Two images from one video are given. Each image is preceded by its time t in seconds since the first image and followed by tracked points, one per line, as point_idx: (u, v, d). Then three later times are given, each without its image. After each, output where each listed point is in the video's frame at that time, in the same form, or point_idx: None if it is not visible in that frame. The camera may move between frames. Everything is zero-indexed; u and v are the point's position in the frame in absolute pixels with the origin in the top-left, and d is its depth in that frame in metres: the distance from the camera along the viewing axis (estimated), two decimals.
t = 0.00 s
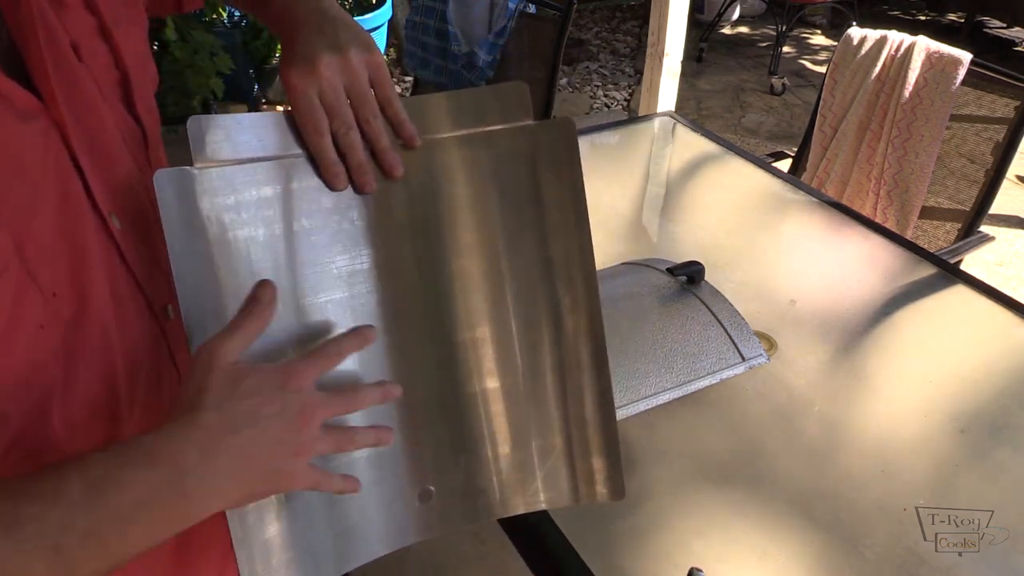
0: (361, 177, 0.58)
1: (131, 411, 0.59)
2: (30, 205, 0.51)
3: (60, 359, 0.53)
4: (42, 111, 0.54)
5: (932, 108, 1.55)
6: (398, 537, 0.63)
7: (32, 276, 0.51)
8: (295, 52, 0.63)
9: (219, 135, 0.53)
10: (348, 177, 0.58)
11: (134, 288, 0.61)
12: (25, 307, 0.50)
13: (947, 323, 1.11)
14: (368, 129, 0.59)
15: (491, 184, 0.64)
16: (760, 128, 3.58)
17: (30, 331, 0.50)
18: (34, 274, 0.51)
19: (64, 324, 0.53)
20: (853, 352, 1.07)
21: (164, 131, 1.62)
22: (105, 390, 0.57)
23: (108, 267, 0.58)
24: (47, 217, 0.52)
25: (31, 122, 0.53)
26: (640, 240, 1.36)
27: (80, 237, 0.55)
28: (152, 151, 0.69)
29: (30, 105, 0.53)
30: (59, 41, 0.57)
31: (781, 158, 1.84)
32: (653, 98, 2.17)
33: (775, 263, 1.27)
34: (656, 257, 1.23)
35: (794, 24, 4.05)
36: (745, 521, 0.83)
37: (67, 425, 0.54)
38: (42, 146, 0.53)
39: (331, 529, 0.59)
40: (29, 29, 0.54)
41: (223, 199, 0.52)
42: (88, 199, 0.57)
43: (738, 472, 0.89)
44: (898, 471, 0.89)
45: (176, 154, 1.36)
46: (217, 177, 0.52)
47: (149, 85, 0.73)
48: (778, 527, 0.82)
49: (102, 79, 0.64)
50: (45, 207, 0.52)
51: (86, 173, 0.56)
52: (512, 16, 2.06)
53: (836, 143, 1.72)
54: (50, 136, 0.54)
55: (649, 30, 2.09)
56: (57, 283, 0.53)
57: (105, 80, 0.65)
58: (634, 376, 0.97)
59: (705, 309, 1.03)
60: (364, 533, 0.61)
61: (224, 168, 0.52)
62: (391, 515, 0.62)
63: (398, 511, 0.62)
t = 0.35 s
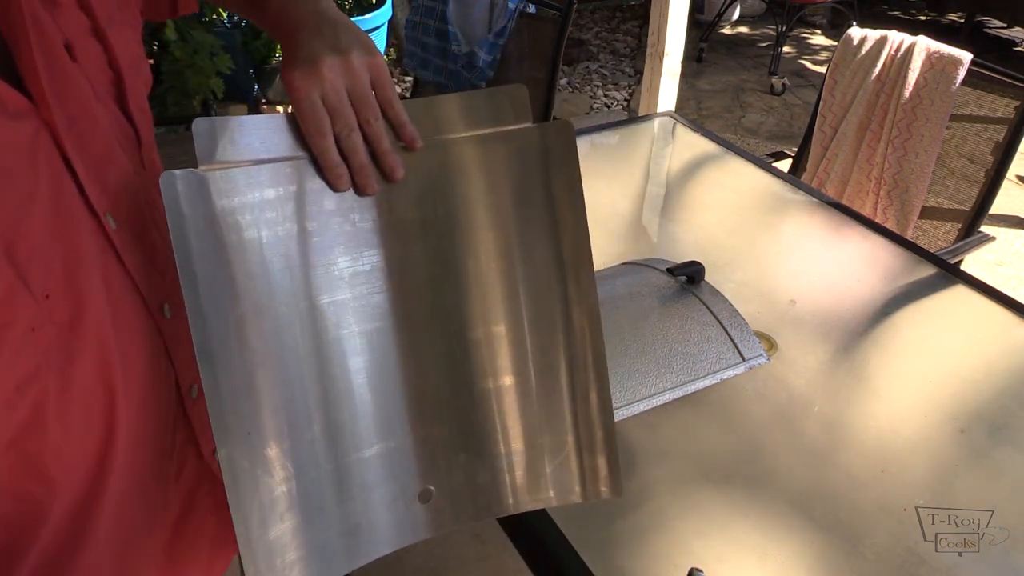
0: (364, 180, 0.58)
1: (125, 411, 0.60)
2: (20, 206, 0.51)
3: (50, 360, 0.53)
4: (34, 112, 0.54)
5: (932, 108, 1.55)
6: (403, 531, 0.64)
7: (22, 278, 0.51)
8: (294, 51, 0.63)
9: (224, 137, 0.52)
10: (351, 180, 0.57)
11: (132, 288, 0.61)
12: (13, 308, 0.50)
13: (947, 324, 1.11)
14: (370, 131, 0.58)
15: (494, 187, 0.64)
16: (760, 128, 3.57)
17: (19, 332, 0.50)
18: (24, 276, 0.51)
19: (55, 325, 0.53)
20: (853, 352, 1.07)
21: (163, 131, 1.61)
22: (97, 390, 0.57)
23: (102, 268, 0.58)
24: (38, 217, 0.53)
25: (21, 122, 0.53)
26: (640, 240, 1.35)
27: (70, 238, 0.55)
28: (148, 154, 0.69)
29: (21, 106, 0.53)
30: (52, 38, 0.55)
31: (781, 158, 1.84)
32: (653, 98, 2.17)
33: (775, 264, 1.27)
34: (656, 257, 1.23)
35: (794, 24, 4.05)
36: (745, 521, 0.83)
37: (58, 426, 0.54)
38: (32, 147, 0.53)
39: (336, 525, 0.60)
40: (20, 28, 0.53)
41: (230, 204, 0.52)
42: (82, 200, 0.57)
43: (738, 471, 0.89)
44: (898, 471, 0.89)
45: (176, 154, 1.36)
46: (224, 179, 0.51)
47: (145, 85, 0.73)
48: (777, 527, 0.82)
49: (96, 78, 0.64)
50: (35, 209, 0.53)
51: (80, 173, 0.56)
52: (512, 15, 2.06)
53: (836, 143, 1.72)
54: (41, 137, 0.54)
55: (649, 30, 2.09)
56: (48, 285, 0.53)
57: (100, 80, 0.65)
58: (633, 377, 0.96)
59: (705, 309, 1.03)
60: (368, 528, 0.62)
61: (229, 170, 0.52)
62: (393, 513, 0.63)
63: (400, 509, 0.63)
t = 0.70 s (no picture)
0: (352, 157, 0.59)
1: (117, 413, 0.60)
2: (9, 209, 0.51)
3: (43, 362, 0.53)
4: (23, 113, 0.54)
5: (932, 108, 1.55)
6: (390, 528, 0.64)
7: (12, 280, 0.51)
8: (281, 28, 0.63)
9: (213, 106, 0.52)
10: (336, 153, 0.59)
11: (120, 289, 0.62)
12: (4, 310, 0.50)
13: (948, 324, 1.11)
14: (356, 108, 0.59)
15: (483, 176, 0.67)
16: (760, 128, 3.57)
17: (10, 334, 0.50)
18: (13, 277, 0.51)
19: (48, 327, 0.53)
20: (853, 352, 1.07)
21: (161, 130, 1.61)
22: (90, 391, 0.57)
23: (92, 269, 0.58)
24: (28, 220, 0.53)
25: (8, 123, 0.52)
26: (640, 240, 1.35)
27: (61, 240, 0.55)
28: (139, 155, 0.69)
29: (8, 106, 0.53)
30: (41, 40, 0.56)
31: (781, 158, 1.84)
32: (653, 98, 2.16)
33: (775, 264, 1.27)
34: (656, 257, 1.23)
35: (794, 24, 4.05)
36: (745, 521, 0.83)
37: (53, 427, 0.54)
38: (21, 148, 0.53)
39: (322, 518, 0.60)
40: (7, 28, 0.54)
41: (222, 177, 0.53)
42: (71, 202, 0.57)
43: (738, 470, 0.89)
44: (898, 470, 0.89)
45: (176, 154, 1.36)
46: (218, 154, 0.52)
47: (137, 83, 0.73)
48: (777, 527, 0.82)
49: (86, 77, 0.64)
50: (24, 211, 0.53)
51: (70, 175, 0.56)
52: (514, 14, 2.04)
53: (836, 143, 1.72)
54: (28, 137, 0.54)
55: (649, 30, 2.09)
56: (39, 286, 0.53)
57: (90, 78, 0.64)
58: (633, 377, 0.95)
59: (705, 309, 1.02)
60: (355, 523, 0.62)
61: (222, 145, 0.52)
62: (383, 499, 0.63)
63: (388, 502, 0.63)
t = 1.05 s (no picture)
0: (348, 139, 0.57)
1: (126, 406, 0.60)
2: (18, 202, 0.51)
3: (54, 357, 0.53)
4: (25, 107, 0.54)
5: (932, 108, 1.55)
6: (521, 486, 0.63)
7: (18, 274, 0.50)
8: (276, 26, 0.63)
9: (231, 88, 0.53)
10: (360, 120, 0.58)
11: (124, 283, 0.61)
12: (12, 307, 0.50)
13: (947, 324, 1.11)
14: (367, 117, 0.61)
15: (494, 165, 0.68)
16: (760, 129, 3.57)
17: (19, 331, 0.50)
18: (20, 272, 0.51)
19: (56, 324, 0.53)
20: (853, 353, 1.07)
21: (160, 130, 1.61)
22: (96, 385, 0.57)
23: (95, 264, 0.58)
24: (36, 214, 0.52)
25: (9, 118, 0.52)
26: (641, 240, 1.35)
27: (66, 235, 0.55)
28: (137, 151, 0.69)
29: (7, 101, 0.53)
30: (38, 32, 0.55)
31: (780, 158, 1.84)
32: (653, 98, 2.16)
33: (775, 264, 1.27)
34: (657, 258, 1.23)
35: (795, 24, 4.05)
36: (745, 522, 0.83)
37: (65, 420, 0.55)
38: (25, 143, 0.53)
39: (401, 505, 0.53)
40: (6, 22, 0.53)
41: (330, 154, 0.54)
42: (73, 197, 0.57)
43: (738, 470, 0.89)
44: (898, 470, 0.89)
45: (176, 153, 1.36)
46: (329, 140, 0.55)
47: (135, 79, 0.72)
48: (777, 527, 0.82)
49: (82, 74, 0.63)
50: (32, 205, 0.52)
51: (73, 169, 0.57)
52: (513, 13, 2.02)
53: (836, 143, 1.72)
54: (29, 132, 0.54)
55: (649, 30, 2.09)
56: (46, 280, 0.53)
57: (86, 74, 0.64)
58: (634, 377, 0.93)
59: (705, 309, 1.02)
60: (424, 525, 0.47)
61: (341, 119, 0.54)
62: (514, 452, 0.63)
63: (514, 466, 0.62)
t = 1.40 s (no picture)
0: (385, 149, 0.49)
1: (132, 408, 0.59)
2: (17, 202, 0.51)
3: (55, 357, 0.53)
4: (26, 108, 0.55)
5: (932, 108, 1.55)
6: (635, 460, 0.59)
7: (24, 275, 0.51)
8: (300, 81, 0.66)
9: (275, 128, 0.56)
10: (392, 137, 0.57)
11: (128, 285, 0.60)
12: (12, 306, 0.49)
13: (947, 324, 1.11)
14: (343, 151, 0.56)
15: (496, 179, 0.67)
16: (760, 129, 3.57)
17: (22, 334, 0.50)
18: (26, 272, 0.51)
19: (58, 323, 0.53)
20: (854, 353, 1.07)
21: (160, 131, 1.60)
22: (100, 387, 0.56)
23: (101, 264, 0.58)
24: (34, 215, 0.52)
25: (12, 120, 0.53)
26: (641, 240, 1.35)
27: (71, 236, 0.55)
28: (136, 156, 0.69)
29: (9, 103, 0.53)
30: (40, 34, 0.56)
31: (781, 158, 1.84)
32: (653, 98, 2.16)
33: (776, 264, 1.27)
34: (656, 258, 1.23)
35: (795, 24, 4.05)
36: (745, 521, 0.83)
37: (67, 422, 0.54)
38: (28, 146, 0.54)
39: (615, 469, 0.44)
40: (7, 25, 0.54)
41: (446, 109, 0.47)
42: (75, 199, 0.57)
43: (738, 470, 0.89)
44: (898, 470, 0.89)
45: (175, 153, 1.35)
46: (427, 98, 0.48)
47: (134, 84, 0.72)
48: (777, 527, 0.82)
49: (82, 74, 0.63)
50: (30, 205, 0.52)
51: (73, 169, 0.56)
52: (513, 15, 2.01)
53: (836, 142, 1.72)
54: (32, 134, 0.54)
55: (649, 30, 2.09)
56: (49, 281, 0.53)
57: (87, 77, 0.64)
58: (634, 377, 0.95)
59: (705, 309, 1.02)
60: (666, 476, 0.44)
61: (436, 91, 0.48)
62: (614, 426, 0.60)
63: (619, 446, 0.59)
